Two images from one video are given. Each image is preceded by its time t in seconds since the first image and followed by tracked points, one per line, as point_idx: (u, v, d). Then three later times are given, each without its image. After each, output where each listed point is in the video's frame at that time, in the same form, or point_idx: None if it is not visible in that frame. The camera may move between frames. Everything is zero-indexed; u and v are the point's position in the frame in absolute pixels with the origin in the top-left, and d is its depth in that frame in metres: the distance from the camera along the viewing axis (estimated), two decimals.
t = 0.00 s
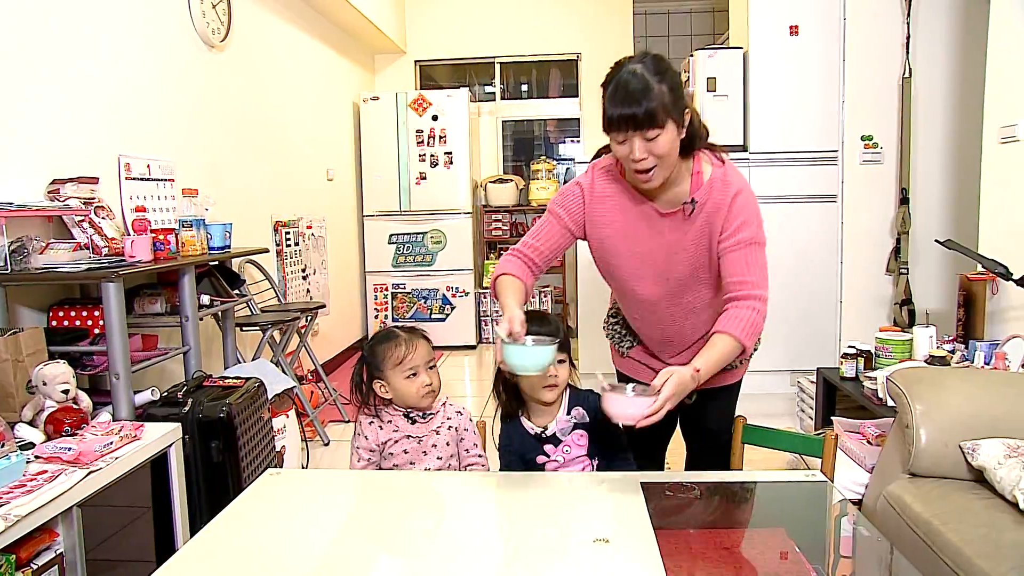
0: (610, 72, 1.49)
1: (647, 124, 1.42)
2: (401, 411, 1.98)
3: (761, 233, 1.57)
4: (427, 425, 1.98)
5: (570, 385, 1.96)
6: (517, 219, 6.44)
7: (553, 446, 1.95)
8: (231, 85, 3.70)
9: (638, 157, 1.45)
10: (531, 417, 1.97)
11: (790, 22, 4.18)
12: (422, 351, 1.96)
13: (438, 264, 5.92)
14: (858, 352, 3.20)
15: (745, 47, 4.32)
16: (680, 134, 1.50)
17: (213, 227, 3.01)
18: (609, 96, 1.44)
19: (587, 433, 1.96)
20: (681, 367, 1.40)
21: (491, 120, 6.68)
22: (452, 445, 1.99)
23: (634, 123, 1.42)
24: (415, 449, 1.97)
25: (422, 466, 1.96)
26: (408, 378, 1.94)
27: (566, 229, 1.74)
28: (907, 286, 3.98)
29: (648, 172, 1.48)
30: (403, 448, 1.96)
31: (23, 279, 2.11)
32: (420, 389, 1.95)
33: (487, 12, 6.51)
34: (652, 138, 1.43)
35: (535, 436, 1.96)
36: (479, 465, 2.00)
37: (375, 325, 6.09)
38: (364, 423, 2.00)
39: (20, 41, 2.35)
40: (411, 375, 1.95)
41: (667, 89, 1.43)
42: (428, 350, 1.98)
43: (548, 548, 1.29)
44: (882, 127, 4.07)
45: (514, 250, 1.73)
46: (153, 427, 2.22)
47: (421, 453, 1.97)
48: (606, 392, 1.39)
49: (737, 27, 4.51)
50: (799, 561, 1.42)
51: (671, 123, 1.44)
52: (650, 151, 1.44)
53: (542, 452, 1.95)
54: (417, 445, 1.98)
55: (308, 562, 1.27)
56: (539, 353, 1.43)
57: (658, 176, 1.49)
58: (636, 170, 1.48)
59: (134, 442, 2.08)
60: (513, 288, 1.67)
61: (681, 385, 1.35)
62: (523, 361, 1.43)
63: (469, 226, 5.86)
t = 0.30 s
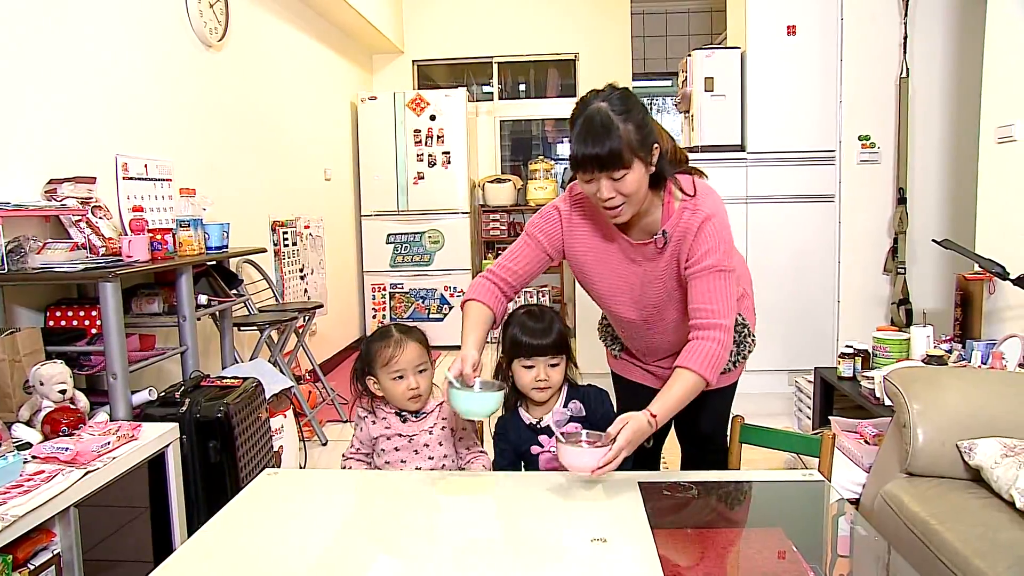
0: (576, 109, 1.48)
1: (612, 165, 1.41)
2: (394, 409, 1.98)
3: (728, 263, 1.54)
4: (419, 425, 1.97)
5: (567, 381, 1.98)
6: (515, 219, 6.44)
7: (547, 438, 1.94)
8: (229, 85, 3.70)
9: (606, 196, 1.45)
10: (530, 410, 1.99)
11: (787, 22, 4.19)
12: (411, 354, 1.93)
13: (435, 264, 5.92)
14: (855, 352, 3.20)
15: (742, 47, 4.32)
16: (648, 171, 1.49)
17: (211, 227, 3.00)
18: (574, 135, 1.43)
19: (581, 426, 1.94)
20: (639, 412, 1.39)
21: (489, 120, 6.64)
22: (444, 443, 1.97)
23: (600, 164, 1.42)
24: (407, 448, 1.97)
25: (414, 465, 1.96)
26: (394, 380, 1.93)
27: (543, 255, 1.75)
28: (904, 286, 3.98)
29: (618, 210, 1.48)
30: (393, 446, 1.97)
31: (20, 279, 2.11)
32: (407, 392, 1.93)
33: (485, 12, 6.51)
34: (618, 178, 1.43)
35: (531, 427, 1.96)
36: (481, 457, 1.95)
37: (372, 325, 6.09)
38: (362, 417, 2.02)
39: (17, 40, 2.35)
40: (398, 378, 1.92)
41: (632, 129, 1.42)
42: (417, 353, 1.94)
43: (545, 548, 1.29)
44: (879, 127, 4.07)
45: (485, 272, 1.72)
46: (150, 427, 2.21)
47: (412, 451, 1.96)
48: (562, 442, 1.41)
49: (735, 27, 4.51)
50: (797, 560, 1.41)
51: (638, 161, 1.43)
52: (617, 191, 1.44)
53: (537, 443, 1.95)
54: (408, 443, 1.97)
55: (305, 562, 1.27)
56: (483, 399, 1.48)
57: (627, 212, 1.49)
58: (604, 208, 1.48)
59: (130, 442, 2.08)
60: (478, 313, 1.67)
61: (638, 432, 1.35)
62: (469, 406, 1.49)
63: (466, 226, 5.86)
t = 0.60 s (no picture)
0: (555, 128, 1.49)
1: (591, 185, 1.43)
2: (394, 407, 1.98)
3: (713, 272, 1.54)
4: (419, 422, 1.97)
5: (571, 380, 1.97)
6: (514, 218, 6.44)
7: (549, 433, 1.97)
8: (228, 85, 3.70)
9: (587, 214, 1.48)
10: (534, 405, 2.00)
11: (786, 21, 4.19)
12: (407, 354, 1.92)
13: (434, 263, 5.92)
14: (855, 351, 3.20)
15: (741, 47, 4.32)
16: (630, 186, 1.51)
17: (210, 227, 3.01)
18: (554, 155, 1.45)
19: (583, 425, 1.94)
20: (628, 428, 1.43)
21: (488, 119, 6.63)
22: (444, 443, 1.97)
23: (579, 185, 1.44)
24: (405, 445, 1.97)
25: (412, 465, 1.97)
26: (390, 379, 1.93)
27: (537, 270, 1.77)
28: (903, 286, 3.98)
29: (598, 226, 1.50)
30: (393, 444, 1.97)
31: (19, 279, 2.10)
32: (403, 391, 1.93)
33: (484, 12, 6.51)
34: (599, 197, 1.45)
35: (533, 421, 1.98)
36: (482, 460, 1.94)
37: (372, 325, 6.09)
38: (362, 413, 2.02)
39: (16, 39, 2.35)
40: (394, 376, 1.93)
41: (612, 147, 1.44)
42: (412, 352, 1.93)
43: (544, 548, 1.29)
44: (879, 127, 4.08)
45: (479, 296, 1.74)
46: (150, 427, 2.22)
47: (412, 450, 1.97)
48: (550, 460, 1.45)
49: (734, 28, 4.51)
50: (796, 559, 1.41)
51: (617, 179, 1.45)
52: (596, 209, 1.46)
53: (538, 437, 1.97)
54: (408, 441, 1.98)
55: (305, 562, 1.26)
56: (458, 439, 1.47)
57: (608, 229, 1.51)
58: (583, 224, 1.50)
59: (130, 442, 2.08)
60: (470, 341, 1.67)
61: (626, 449, 1.38)
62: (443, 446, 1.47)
63: (466, 226, 5.86)
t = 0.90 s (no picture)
0: (543, 141, 1.50)
1: (579, 197, 1.44)
2: (392, 407, 1.96)
3: (705, 276, 1.54)
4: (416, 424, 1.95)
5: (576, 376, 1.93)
6: (514, 218, 6.44)
7: (552, 432, 1.93)
8: (228, 85, 3.70)
9: (575, 225, 1.48)
10: (539, 400, 1.96)
11: (786, 21, 4.19)
12: (403, 351, 1.91)
13: (434, 263, 5.92)
14: (855, 351, 3.20)
15: (742, 46, 4.32)
16: (618, 197, 1.52)
17: (210, 226, 3.00)
18: (542, 168, 1.46)
19: (587, 426, 1.92)
20: (623, 434, 1.45)
21: (488, 119, 6.63)
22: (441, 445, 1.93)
23: (566, 196, 1.45)
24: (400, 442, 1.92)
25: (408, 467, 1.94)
26: (387, 377, 1.92)
27: (532, 280, 1.79)
28: (903, 286, 3.98)
29: (586, 238, 1.51)
30: (390, 445, 1.94)
31: (19, 279, 2.10)
32: (400, 389, 1.92)
33: (485, 11, 6.51)
34: (587, 207, 1.46)
35: (536, 418, 1.94)
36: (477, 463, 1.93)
37: (371, 325, 6.09)
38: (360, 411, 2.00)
39: (15, 38, 2.34)
40: (391, 374, 1.91)
41: (600, 159, 1.44)
42: (410, 349, 1.92)
43: (545, 547, 1.29)
44: (879, 126, 4.08)
45: (475, 307, 1.76)
46: (150, 426, 2.22)
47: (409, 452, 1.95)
48: (542, 465, 1.46)
49: (734, 27, 4.52)
50: (796, 559, 1.42)
51: (606, 190, 1.46)
52: (585, 219, 1.47)
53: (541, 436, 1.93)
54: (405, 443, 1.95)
55: (305, 562, 1.26)
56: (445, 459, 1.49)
57: (595, 240, 1.52)
58: (572, 234, 1.52)
59: (130, 442, 2.08)
60: (466, 356, 1.69)
61: (620, 454, 1.40)
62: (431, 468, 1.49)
63: (466, 226, 5.85)
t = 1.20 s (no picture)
0: (536, 147, 1.49)
1: (573, 202, 1.43)
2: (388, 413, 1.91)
3: (703, 278, 1.52)
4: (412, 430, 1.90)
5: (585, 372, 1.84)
6: (514, 217, 6.43)
7: (563, 430, 1.83)
8: (226, 83, 3.69)
9: (570, 231, 1.48)
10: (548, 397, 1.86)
11: (788, 18, 4.17)
12: (399, 357, 1.84)
13: (434, 263, 5.90)
14: (857, 350, 3.18)
15: (743, 44, 4.30)
16: (614, 202, 1.50)
17: (208, 226, 2.99)
18: (537, 174, 1.45)
19: (599, 425, 1.84)
20: (623, 437, 1.45)
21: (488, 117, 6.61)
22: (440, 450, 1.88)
23: (561, 201, 1.44)
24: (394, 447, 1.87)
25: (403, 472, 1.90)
26: (382, 384, 1.85)
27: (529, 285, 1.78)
28: (905, 285, 3.97)
29: (582, 243, 1.51)
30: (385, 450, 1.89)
31: (14, 279, 2.09)
32: (395, 396, 1.85)
33: (485, 9, 6.49)
34: (581, 213, 1.45)
35: (546, 414, 1.85)
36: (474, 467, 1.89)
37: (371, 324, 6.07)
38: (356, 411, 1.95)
39: (12, 36, 2.33)
40: (386, 381, 1.85)
41: (594, 164, 1.43)
42: (406, 356, 1.85)
43: (544, 548, 1.28)
44: (881, 124, 4.07)
45: (473, 313, 1.76)
46: (147, 427, 2.20)
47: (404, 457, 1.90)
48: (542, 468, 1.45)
49: (735, 25, 4.50)
50: (798, 559, 1.41)
51: (600, 196, 1.45)
52: (580, 225, 1.46)
53: (551, 434, 1.84)
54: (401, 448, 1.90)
55: (303, 563, 1.25)
56: (437, 470, 1.47)
57: (591, 245, 1.51)
58: (568, 240, 1.51)
59: (127, 442, 2.07)
60: (463, 362, 1.68)
61: (619, 456, 1.40)
62: (423, 479, 1.48)
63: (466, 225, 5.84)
